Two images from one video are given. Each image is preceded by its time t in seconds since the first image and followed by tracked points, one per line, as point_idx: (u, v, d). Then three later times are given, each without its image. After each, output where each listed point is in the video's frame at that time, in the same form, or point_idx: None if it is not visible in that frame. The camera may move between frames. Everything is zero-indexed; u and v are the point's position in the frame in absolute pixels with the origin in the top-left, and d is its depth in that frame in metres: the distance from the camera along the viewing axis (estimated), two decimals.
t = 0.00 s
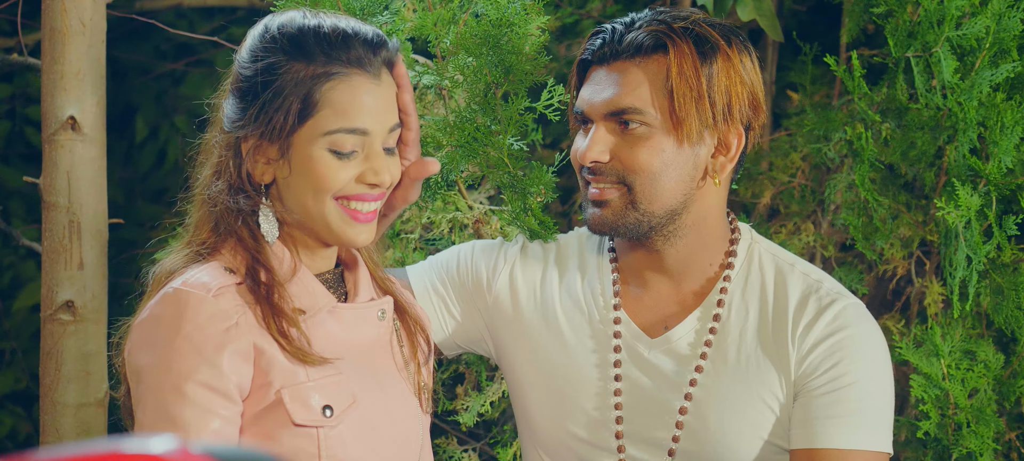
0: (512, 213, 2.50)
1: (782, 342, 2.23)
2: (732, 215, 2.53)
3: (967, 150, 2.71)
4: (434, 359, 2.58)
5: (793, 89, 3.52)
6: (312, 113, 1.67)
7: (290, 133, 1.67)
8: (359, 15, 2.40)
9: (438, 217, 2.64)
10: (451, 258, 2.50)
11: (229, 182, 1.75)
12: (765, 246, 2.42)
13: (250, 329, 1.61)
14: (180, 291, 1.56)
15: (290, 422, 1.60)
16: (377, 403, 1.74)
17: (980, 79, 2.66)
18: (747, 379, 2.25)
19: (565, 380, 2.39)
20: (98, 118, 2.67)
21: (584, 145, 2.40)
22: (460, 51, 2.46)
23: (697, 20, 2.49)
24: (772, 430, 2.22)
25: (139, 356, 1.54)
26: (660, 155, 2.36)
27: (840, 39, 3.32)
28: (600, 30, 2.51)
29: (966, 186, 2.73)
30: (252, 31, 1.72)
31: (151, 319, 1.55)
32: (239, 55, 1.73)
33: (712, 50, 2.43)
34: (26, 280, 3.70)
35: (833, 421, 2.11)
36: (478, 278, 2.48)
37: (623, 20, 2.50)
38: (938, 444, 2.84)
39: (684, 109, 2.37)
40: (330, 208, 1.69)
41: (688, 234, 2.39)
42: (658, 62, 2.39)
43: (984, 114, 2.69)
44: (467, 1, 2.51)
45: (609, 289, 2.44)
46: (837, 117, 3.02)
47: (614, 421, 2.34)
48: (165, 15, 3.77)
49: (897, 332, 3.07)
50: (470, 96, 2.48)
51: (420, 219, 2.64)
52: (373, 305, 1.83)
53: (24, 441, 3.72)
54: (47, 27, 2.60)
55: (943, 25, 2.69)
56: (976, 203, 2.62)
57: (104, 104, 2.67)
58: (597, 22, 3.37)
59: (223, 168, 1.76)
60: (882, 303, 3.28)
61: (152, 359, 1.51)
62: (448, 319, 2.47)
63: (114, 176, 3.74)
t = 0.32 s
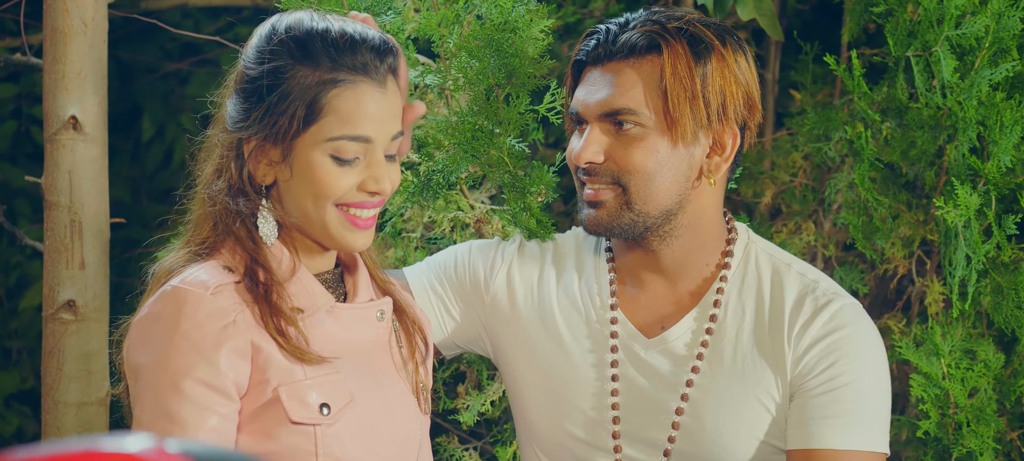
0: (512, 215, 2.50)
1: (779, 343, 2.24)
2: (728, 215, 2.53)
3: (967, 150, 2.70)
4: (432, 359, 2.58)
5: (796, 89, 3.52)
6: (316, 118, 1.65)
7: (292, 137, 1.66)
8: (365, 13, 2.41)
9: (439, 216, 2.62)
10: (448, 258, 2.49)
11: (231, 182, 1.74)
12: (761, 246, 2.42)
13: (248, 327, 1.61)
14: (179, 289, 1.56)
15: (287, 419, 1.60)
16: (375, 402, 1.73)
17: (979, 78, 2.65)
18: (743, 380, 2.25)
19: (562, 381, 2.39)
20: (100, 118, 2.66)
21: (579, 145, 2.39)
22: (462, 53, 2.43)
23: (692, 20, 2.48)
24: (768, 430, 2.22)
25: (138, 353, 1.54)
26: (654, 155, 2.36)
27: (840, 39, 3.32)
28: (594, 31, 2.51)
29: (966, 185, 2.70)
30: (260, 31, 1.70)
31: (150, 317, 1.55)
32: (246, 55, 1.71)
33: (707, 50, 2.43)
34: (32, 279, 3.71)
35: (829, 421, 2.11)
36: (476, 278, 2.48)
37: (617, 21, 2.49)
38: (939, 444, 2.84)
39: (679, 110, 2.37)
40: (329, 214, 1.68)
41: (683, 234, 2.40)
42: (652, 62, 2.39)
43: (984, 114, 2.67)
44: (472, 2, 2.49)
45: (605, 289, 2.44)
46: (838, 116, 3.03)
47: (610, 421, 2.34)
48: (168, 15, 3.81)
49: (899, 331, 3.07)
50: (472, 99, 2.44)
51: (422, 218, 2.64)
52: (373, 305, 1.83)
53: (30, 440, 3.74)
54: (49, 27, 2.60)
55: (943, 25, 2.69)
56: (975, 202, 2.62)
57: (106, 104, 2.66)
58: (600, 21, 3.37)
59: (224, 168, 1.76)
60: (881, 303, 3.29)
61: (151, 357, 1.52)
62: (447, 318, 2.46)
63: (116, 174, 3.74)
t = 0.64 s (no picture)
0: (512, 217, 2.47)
1: (774, 342, 2.24)
2: (725, 213, 2.53)
3: (966, 149, 2.69)
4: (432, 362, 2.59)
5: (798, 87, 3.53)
6: (314, 124, 1.64)
7: (289, 144, 1.65)
8: (367, 12, 2.37)
9: (441, 214, 2.61)
10: (445, 261, 2.49)
11: (228, 186, 1.72)
12: (757, 245, 2.43)
13: (242, 327, 1.60)
14: (173, 289, 1.56)
15: (281, 419, 1.60)
16: (371, 402, 1.73)
17: (978, 77, 2.65)
18: (739, 379, 2.25)
19: (560, 382, 2.40)
20: (102, 117, 2.67)
21: (574, 145, 2.39)
22: (466, 51, 2.41)
23: (685, 19, 2.48)
24: (764, 430, 2.23)
25: (133, 353, 1.54)
26: (649, 155, 2.36)
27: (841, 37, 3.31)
28: (589, 31, 2.52)
29: (965, 184, 2.70)
30: (255, 36, 1.69)
31: (145, 317, 1.56)
32: (240, 59, 1.70)
33: (700, 49, 2.43)
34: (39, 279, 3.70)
35: (824, 421, 2.12)
36: (473, 279, 2.48)
37: (612, 20, 2.50)
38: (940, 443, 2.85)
39: (672, 110, 2.38)
40: (327, 219, 1.67)
41: (678, 233, 2.40)
42: (646, 62, 2.39)
43: (983, 112, 2.67)
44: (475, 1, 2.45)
45: (601, 288, 2.45)
46: (838, 115, 3.04)
47: (607, 421, 2.35)
48: (173, 15, 3.78)
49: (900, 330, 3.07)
50: (475, 97, 2.44)
51: (423, 217, 2.62)
52: (368, 304, 1.82)
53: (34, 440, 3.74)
54: (50, 26, 2.60)
55: (943, 23, 2.69)
56: (973, 201, 2.63)
57: (107, 104, 2.68)
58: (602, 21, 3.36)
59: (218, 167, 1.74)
60: (881, 301, 3.29)
61: (146, 357, 1.52)
62: (445, 321, 2.47)
63: (117, 173, 3.72)
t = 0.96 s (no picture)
0: (512, 217, 2.47)
1: (773, 340, 2.24)
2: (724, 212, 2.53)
3: (968, 148, 2.67)
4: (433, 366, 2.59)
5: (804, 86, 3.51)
6: (313, 131, 1.64)
7: (290, 151, 1.64)
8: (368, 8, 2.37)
9: (444, 213, 2.60)
10: (444, 265, 2.50)
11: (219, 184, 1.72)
12: (757, 244, 2.43)
13: (235, 328, 1.60)
14: (166, 291, 1.56)
15: (276, 419, 1.60)
16: (366, 401, 1.73)
17: (980, 76, 2.64)
18: (738, 378, 2.25)
19: (559, 383, 2.40)
20: (108, 117, 2.68)
21: (571, 146, 2.38)
22: (466, 48, 2.39)
23: (681, 18, 2.48)
24: (763, 428, 2.23)
25: (127, 355, 1.54)
26: (647, 155, 2.35)
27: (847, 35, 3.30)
28: (585, 31, 2.50)
29: (967, 183, 2.68)
30: (249, 43, 1.69)
31: (138, 319, 1.56)
32: (234, 66, 1.69)
33: (696, 48, 2.44)
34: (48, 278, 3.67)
35: (823, 419, 2.12)
36: (472, 282, 2.49)
37: (608, 20, 2.49)
38: (943, 441, 2.84)
39: (670, 109, 2.37)
40: (328, 223, 1.66)
41: (678, 232, 2.40)
42: (642, 63, 2.39)
43: (986, 111, 2.65)
44: None
45: (600, 288, 2.45)
46: (842, 114, 3.03)
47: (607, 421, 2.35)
48: (184, 14, 3.66)
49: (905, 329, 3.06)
50: (476, 94, 2.40)
51: (425, 215, 2.62)
52: (363, 302, 1.82)
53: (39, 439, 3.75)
54: (55, 26, 2.62)
55: (945, 22, 2.68)
56: (975, 200, 2.61)
57: (112, 103, 2.69)
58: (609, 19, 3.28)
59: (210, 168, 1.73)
60: (888, 299, 3.25)
61: (139, 359, 1.52)
62: (445, 324, 2.47)
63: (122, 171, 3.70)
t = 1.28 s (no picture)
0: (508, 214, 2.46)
1: (771, 338, 2.11)
2: (721, 210, 2.40)
3: (972, 147, 2.58)
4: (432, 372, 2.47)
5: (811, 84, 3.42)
6: (326, 138, 1.54)
7: (301, 159, 1.54)
8: (366, 13, 2.28)
9: (444, 214, 2.56)
10: (441, 268, 2.38)
11: (210, 184, 1.61)
12: (754, 242, 2.29)
13: (232, 331, 1.52)
14: (162, 294, 1.49)
15: (273, 422, 1.53)
16: (365, 401, 1.64)
17: (984, 75, 2.55)
18: (737, 377, 2.12)
19: (558, 386, 2.26)
20: (113, 118, 2.66)
21: (565, 147, 2.25)
22: (463, 52, 2.35)
23: (674, 18, 2.35)
24: (763, 426, 2.10)
25: (123, 360, 1.47)
26: (642, 155, 2.23)
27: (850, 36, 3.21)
28: (576, 33, 2.37)
29: (970, 182, 2.58)
30: (243, 54, 1.56)
31: (134, 322, 1.49)
32: (229, 80, 1.56)
33: (690, 47, 2.30)
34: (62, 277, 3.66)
35: (822, 416, 2.00)
36: (469, 284, 2.36)
37: (599, 20, 2.36)
38: (947, 442, 2.76)
39: (664, 109, 2.24)
40: (344, 227, 1.57)
41: (675, 232, 2.28)
42: (636, 63, 2.25)
43: (989, 110, 2.57)
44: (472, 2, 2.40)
45: (598, 288, 2.31)
46: (845, 113, 2.96)
47: (605, 421, 2.22)
48: (195, 13, 3.68)
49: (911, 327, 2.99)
50: (473, 97, 2.38)
51: (427, 216, 2.57)
52: (362, 300, 1.72)
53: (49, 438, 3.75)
54: (61, 26, 2.59)
55: (949, 20, 2.59)
56: (979, 199, 2.51)
57: (118, 104, 2.66)
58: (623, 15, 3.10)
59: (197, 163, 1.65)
60: (894, 297, 3.14)
61: (136, 363, 1.45)
62: (443, 329, 2.35)
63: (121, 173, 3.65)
